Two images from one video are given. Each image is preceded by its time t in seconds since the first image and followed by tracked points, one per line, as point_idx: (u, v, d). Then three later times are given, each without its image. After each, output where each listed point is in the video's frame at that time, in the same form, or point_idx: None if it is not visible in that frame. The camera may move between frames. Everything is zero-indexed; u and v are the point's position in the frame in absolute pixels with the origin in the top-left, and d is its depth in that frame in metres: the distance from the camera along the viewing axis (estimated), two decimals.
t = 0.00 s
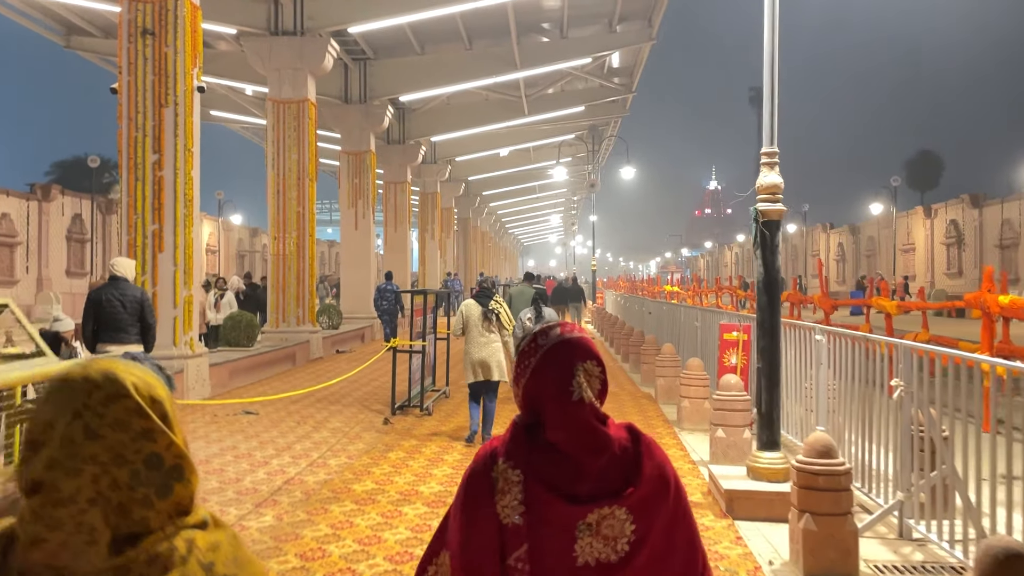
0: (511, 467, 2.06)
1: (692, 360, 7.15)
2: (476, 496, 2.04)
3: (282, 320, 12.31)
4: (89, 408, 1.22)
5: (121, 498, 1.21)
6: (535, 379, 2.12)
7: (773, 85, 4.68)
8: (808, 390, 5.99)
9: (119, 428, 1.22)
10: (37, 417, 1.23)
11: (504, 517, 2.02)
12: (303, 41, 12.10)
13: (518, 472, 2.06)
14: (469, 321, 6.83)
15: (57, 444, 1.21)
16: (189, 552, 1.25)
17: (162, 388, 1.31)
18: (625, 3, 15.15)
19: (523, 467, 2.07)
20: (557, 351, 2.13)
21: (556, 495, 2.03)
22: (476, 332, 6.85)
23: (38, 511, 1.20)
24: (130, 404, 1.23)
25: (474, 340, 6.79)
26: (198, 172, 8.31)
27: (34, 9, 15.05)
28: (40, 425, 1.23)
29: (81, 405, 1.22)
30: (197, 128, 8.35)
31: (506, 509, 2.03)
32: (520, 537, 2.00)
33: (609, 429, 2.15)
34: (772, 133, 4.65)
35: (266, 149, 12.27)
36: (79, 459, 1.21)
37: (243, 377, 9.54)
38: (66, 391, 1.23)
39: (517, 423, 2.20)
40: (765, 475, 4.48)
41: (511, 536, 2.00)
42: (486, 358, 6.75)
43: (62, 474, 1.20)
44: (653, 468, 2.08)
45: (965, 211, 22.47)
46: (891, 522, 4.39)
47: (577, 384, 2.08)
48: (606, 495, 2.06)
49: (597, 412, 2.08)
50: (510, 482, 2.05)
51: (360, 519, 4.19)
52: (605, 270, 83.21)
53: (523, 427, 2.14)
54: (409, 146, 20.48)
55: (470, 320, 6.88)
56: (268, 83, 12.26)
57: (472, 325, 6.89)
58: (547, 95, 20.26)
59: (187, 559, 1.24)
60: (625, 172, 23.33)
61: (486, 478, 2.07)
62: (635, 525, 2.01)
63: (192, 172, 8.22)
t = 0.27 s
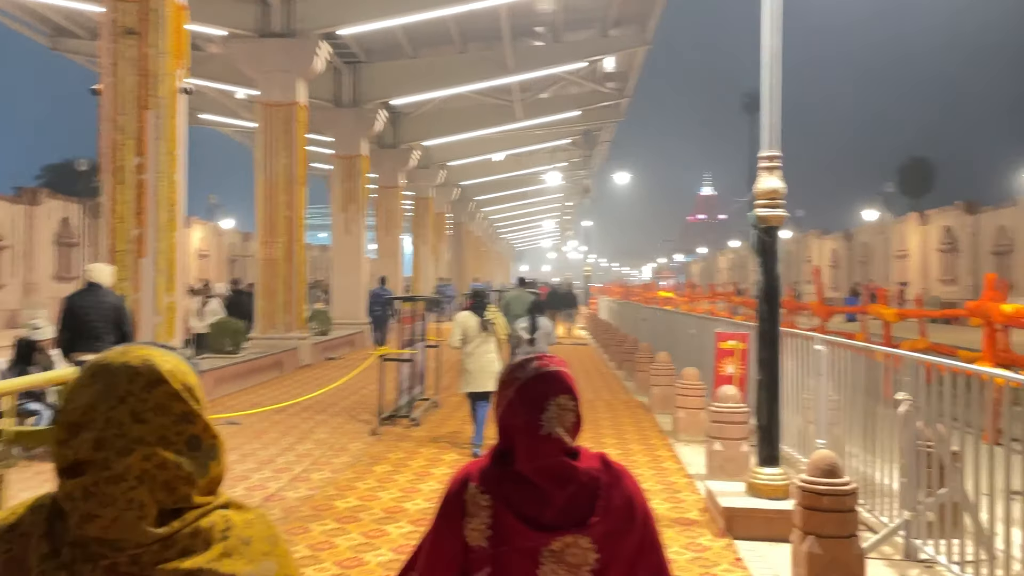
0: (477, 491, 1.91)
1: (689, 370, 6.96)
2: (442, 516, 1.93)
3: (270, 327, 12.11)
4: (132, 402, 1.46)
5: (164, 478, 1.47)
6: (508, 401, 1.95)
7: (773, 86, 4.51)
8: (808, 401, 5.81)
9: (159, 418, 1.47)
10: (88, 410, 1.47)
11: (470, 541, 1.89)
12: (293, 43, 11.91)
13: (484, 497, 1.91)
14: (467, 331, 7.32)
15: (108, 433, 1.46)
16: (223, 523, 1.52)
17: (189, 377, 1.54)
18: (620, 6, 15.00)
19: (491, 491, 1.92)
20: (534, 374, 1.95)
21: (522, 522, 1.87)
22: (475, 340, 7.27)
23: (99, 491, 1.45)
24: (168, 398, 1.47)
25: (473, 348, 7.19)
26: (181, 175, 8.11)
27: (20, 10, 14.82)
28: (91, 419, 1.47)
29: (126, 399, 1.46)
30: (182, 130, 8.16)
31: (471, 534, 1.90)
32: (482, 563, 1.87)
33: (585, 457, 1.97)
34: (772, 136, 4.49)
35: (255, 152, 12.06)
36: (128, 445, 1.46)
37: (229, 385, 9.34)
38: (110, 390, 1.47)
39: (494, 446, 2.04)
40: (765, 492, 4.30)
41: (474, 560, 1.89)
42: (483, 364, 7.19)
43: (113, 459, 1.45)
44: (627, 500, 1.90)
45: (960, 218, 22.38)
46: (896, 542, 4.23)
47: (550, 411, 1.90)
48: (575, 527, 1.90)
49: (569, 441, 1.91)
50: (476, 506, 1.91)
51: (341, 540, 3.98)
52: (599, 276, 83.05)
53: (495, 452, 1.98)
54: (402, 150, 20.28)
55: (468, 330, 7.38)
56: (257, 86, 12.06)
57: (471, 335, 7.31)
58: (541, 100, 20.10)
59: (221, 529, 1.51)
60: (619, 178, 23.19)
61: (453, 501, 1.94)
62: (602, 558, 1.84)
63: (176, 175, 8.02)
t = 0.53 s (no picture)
0: (449, 454, 2.05)
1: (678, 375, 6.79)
2: (415, 480, 2.04)
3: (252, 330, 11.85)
4: (96, 400, 1.43)
5: (125, 479, 1.42)
6: (481, 373, 2.13)
7: (767, 79, 4.33)
8: (802, 407, 5.64)
9: (122, 418, 1.44)
10: (48, 411, 1.41)
11: (440, 502, 2.02)
12: (277, 41, 11.70)
13: (456, 459, 2.05)
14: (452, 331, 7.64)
15: (69, 434, 1.40)
16: (182, 525, 1.48)
17: (149, 383, 1.52)
18: (610, 6, 14.84)
19: (462, 454, 2.07)
20: (505, 347, 2.15)
21: (491, 483, 2.03)
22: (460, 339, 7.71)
23: (56, 493, 1.38)
24: (131, 398, 1.44)
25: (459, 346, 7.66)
26: (158, 174, 7.87)
27: None
28: (53, 419, 1.41)
29: (89, 399, 1.42)
30: (158, 127, 7.92)
31: (442, 495, 2.02)
32: (452, 523, 2.01)
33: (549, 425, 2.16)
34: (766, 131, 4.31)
35: (238, 152, 11.83)
36: (89, 446, 1.40)
37: (208, 390, 9.11)
38: (72, 390, 1.42)
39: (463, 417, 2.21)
40: (759, 502, 4.10)
41: (445, 520, 2.01)
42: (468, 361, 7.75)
43: (73, 460, 1.39)
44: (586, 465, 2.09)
45: (951, 222, 22.30)
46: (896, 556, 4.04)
47: (520, 381, 2.09)
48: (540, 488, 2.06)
49: (538, 407, 2.09)
50: (448, 469, 2.05)
51: (311, 555, 3.76)
52: (590, 280, 82.92)
53: (466, 418, 2.15)
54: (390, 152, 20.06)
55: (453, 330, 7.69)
56: (240, 83, 11.83)
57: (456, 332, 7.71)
58: (530, 101, 19.91)
59: (182, 530, 1.47)
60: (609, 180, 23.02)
61: (425, 464, 2.06)
62: (565, 516, 2.00)
63: (152, 174, 7.78)
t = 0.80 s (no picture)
0: (410, 481, 2.01)
1: (682, 381, 6.59)
2: (376, 507, 2.01)
3: (249, 332, 11.64)
4: (43, 388, 1.52)
5: (67, 458, 1.50)
6: (435, 397, 2.09)
7: (773, 75, 4.13)
8: (809, 416, 5.43)
9: (66, 404, 1.53)
10: None
11: (403, 528, 1.98)
12: (274, 38, 11.54)
13: (416, 485, 2.01)
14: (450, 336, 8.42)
15: (16, 418, 1.49)
16: (124, 501, 1.56)
17: (98, 372, 1.62)
18: (614, 4, 14.63)
19: (422, 480, 2.03)
20: (458, 370, 2.11)
21: (450, 507, 2.00)
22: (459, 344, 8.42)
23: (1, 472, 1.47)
24: (76, 385, 1.54)
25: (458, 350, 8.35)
26: (149, 173, 7.70)
27: None
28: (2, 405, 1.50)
29: (36, 384, 1.52)
30: (150, 125, 7.75)
31: (404, 521, 1.99)
32: (415, 550, 1.98)
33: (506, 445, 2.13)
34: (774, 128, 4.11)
35: (235, 151, 11.67)
36: (33, 425, 1.49)
37: (202, 394, 8.94)
38: (19, 376, 1.52)
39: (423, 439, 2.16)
40: (767, 519, 3.89)
41: (407, 546, 1.97)
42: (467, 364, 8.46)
43: (17, 442, 1.47)
44: (545, 484, 2.07)
45: (959, 223, 22.04)
46: None
47: (475, 404, 2.04)
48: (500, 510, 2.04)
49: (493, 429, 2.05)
50: (409, 495, 2.01)
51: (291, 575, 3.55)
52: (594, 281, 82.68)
53: (424, 445, 2.10)
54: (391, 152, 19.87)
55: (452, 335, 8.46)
56: (237, 82, 11.68)
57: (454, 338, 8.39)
58: (533, 101, 19.73)
59: (122, 506, 1.55)
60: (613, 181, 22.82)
61: (384, 493, 2.02)
62: (525, 536, 1.98)
63: (143, 173, 7.60)
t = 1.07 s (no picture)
0: (388, 449, 2.18)
1: (693, 381, 6.38)
2: (355, 473, 2.17)
3: (253, 329, 11.49)
4: (58, 392, 1.45)
5: (79, 461, 1.43)
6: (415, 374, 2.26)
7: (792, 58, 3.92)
8: (826, 417, 5.22)
9: (80, 407, 1.46)
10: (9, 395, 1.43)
11: (379, 493, 2.14)
12: (278, 31, 11.39)
13: (392, 453, 2.17)
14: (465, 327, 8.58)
15: (28, 419, 1.42)
16: (133, 503, 1.49)
17: (114, 373, 1.55)
18: None
19: (400, 448, 2.19)
20: (437, 349, 2.29)
21: (425, 475, 2.16)
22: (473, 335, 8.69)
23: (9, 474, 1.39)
24: (91, 387, 1.47)
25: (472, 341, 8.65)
26: (148, 166, 7.55)
27: None
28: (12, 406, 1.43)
29: (51, 386, 1.44)
30: (150, 118, 7.59)
31: (381, 486, 2.15)
32: (390, 513, 2.13)
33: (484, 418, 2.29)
34: (792, 114, 3.91)
35: (238, 145, 11.51)
36: (47, 429, 1.42)
37: (202, 392, 8.79)
38: (32, 376, 1.45)
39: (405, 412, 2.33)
40: (783, 527, 3.71)
41: (384, 510, 2.13)
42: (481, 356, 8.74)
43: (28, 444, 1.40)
44: (519, 455, 2.22)
45: (973, 221, 21.73)
46: None
47: (452, 378, 2.22)
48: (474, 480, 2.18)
49: (469, 403, 2.21)
50: (387, 462, 2.17)
51: None
52: (603, 279, 82.38)
53: (406, 418, 2.27)
54: (398, 148, 19.72)
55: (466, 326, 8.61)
56: (241, 75, 11.49)
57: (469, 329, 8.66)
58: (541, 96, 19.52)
59: (132, 509, 1.48)
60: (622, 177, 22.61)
61: (365, 459, 2.19)
62: (496, 504, 2.13)
63: (142, 166, 7.44)
